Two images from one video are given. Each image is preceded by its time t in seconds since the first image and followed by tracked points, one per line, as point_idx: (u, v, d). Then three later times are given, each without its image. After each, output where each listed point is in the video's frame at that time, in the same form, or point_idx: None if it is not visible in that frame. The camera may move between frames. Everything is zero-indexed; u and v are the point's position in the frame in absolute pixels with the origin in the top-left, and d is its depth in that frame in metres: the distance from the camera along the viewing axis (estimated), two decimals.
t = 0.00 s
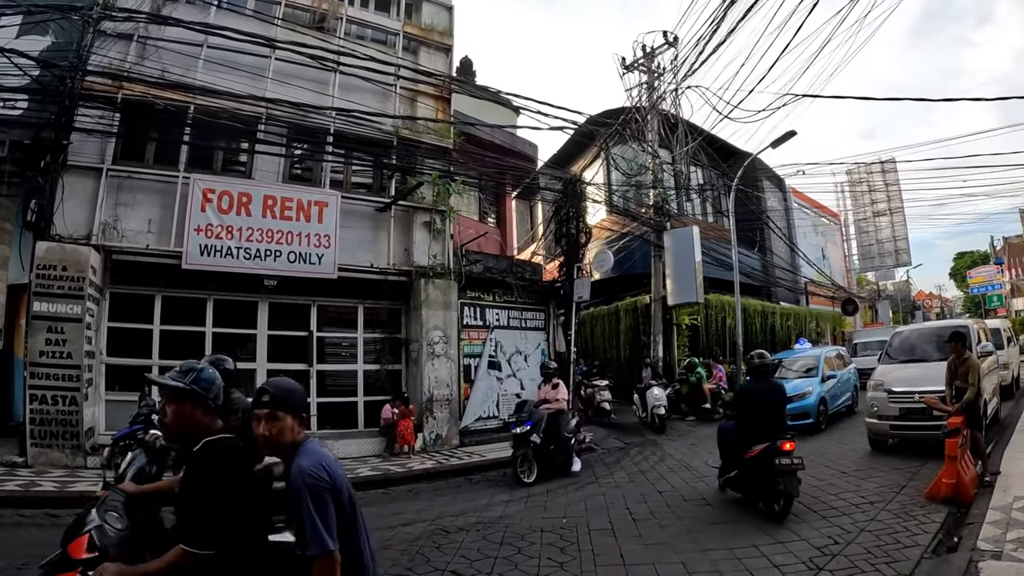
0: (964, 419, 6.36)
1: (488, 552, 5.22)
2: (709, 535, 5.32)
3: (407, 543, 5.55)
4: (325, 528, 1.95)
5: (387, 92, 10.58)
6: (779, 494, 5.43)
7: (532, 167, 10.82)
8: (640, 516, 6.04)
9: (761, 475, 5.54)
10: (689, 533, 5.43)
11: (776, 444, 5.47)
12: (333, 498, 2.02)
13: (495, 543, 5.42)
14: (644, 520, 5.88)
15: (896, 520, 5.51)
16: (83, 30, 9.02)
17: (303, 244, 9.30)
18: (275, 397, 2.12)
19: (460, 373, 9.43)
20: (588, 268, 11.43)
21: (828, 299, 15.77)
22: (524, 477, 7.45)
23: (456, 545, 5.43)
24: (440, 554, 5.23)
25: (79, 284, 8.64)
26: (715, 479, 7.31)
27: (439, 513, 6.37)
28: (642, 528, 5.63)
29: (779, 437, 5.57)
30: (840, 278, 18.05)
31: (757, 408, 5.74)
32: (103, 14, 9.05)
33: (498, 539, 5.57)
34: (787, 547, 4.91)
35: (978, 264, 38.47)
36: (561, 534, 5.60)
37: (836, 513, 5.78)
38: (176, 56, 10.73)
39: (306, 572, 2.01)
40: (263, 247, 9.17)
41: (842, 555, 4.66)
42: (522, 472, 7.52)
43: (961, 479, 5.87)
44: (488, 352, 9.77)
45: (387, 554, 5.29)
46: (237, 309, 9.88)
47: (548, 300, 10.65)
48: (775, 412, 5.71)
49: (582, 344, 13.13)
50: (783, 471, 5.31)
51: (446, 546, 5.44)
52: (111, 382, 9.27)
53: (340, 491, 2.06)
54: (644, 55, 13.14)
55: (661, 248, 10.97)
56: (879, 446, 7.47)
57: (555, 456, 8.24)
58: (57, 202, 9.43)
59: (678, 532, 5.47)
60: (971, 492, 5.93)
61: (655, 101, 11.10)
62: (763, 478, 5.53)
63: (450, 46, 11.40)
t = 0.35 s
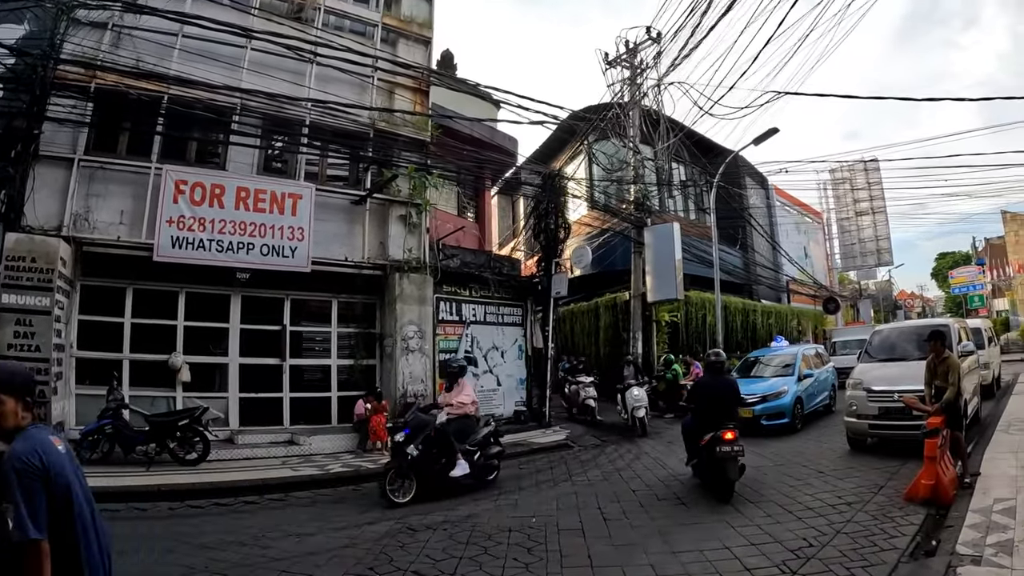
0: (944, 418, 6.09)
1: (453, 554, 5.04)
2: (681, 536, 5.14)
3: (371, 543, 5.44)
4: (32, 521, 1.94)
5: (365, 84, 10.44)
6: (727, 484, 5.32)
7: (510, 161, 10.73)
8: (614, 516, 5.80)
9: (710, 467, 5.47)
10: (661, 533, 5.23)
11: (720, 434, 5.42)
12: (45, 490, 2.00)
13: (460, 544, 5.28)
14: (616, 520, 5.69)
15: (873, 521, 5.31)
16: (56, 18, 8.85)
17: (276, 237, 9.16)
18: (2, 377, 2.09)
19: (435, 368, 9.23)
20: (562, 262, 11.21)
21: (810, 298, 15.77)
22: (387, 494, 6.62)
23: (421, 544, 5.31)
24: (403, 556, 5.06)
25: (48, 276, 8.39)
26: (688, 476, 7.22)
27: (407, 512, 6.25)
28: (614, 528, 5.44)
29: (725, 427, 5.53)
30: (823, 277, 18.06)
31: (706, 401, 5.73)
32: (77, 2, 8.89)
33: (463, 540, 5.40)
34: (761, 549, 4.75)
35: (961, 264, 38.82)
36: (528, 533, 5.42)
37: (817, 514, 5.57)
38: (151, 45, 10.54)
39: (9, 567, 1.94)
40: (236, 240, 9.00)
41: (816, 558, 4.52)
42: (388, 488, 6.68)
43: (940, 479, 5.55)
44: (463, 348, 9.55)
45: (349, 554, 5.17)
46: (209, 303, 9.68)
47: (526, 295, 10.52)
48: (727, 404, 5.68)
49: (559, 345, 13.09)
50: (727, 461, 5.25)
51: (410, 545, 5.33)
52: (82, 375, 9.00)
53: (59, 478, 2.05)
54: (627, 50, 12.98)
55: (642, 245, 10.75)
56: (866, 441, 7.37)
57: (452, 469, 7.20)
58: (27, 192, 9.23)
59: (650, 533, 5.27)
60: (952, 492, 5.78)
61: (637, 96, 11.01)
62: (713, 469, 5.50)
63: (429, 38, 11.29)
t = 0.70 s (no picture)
0: (922, 422, 5.40)
1: (409, 556, 4.50)
2: (648, 542, 4.54)
3: (331, 544, 5.00)
4: None
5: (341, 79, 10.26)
6: (686, 478, 5.36)
7: (490, 157, 10.59)
8: (581, 519, 5.13)
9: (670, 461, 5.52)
10: (628, 539, 4.60)
11: (677, 431, 5.45)
12: None
13: (420, 547, 4.74)
14: (592, 524, 5.02)
15: (846, 529, 4.66)
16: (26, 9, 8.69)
17: (249, 233, 8.97)
18: None
19: (408, 367, 8.95)
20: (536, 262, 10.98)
21: (792, 298, 15.80)
22: (196, 513, 5.33)
23: (383, 546, 4.83)
24: (358, 560, 4.54)
25: (16, 271, 8.08)
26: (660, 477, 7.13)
27: (372, 511, 5.74)
28: (577, 532, 4.81)
29: (682, 423, 5.55)
30: (805, 278, 18.15)
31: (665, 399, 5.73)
32: None
33: (425, 543, 4.85)
34: (727, 558, 4.19)
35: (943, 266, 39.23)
36: (492, 536, 4.84)
37: (806, 520, 4.88)
38: (125, 38, 10.38)
39: None
40: (207, 236, 8.79)
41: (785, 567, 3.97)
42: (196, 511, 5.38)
43: (916, 484, 4.95)
44: (438, 347, 9.35)
45: (304, 556, 4.72)
46: (181, 300, 9.46)
47: (502, 294, 10.38)
48: (685, 402, 5.69)
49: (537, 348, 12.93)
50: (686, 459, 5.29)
51: (370, 547, 4.85)
52: (51, 372, 8.68)
53: None
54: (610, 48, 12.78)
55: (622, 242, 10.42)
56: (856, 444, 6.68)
57: (297, 488, 5.79)
58: None
59: (616, 538, 4.64)
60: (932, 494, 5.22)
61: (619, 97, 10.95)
62: (672, 463, 5.54)
63: (407, 33, 11.20)
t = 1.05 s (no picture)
0: (907, 421, 3.94)
1: (371, 560, 3.86)
2: (619, 544, 3.55)
3: (294, 546, 4.47)
4: None
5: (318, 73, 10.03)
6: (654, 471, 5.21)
7: (469, 153, 10.39)
8: (550, 520, 4.19)
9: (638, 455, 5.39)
10: (598, 544, 3.60)
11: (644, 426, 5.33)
12: None
13: (383, 549, 4.05)
14: (572, 521, 4.12)
15: (822, 531, 3.43)
16: None
17: (222, 228, 8.74)
18: None
19: (384, 365, 8.79)
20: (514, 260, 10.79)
21: (775, 297, 15.81)
22: None
23: (350, 546, 4.24)
24: (319, 563, 3.95)
25: None
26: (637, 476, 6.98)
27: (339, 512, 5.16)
28: (546, 535, 3.87)
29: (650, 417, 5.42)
30: (788, 277, 18.22)
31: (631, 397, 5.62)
32: None
33: (391, 545, 4.15)
34: (699, 562, 3.18)
35: (926, 266, 39.56)
36: (458, 539, 4.02)
37: (805, 505, 3.90)
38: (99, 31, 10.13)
39: None
40: (178, 231, 8.52)
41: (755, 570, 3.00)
42: None
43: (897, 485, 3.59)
44: (415, 344, 9.19)
45: (262, 561, 4.17)
46: (153, 295, 9.11)
47: (480, 291, 10.27)
48: (651, 397, 5.57)
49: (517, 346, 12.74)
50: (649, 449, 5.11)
51: (334, 550, 4.24)
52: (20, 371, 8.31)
53: None
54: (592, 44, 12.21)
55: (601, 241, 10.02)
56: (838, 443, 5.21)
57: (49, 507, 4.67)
58: None
59: (581, 543, 3.66)
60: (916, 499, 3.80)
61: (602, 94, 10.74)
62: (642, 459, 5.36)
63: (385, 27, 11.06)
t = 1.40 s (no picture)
0: (899, 425, 3.77)
1: (340, 566, 3.66)
2: (598, 552, 3.37)
3: (263, 550, 4.27)
4: None
5: (301, 68, 9.79)
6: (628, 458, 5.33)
7: (457, 150, 10.16)
8: (529, 526, 4.01)
9: (613, 442, 5.50)
10: (576, 551, 3.42)
11: (622, 414, 5.52)
12: None
13: (353, 555, 3.85)
14: (551, 527, 3.95)
15: (817, 543, 3.22)
16: None
17: (201, 225, 8.50)
18: None
19: (367, 364, 8.59)
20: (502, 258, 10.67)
21: (767, 297, 15.70)
22: None
23: (320, 551, 4.04)
24: (286, 569, 3.74)
25: None
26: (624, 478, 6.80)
27: (312, 516, 4.96)
28: (523, 542, 3.68)
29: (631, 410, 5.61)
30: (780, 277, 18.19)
31: (613, 387, 5.87)
32: None
33: (363, 551, 3.95)
34: (681, 573, 3.00)
35: (917, 266, 39.69)
36: (432, 545, 3.83)
37: (793, 511, 3.74)
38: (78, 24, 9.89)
39: None
40: (157, 227, 8.28)
41: None
42: None
43: (891, 492, 3.42)
44: (398, 343, 8.99)
45: (227, 566, 3.96)
46: (131, 294, 8.79)
47: (466, 289, 10.08)
48: (634, 395, 5.81)
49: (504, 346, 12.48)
50: (621, 425, 5.25)
51: (303, 555, 4.03)
52: None
53: None
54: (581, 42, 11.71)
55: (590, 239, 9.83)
56: (828, 445, 5.05)
57: None
58: None
59: (558, 550, 3.48)
60: (918, 509, 3.60)
61: (591, 91, 10.52)
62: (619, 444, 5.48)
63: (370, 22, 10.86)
